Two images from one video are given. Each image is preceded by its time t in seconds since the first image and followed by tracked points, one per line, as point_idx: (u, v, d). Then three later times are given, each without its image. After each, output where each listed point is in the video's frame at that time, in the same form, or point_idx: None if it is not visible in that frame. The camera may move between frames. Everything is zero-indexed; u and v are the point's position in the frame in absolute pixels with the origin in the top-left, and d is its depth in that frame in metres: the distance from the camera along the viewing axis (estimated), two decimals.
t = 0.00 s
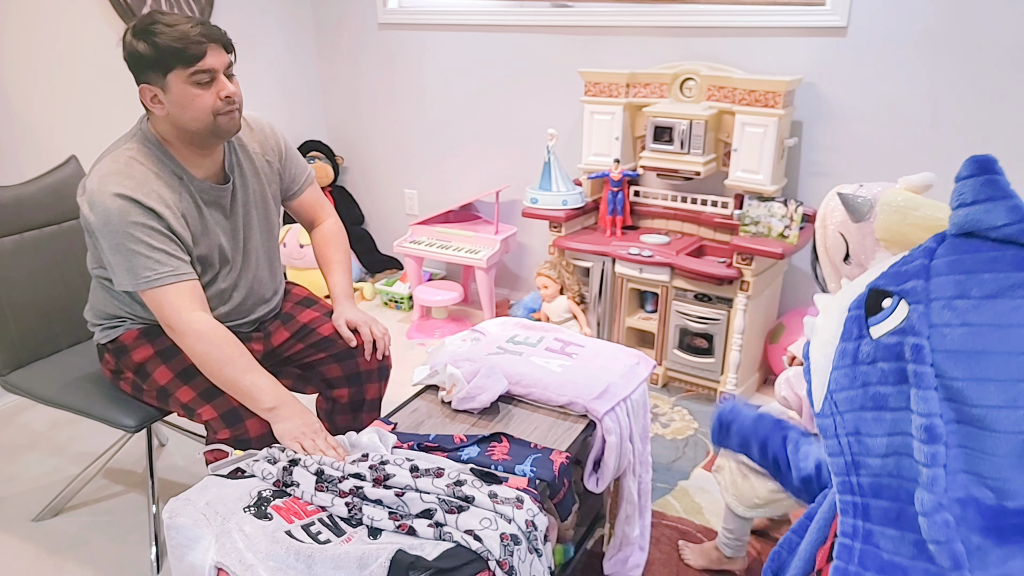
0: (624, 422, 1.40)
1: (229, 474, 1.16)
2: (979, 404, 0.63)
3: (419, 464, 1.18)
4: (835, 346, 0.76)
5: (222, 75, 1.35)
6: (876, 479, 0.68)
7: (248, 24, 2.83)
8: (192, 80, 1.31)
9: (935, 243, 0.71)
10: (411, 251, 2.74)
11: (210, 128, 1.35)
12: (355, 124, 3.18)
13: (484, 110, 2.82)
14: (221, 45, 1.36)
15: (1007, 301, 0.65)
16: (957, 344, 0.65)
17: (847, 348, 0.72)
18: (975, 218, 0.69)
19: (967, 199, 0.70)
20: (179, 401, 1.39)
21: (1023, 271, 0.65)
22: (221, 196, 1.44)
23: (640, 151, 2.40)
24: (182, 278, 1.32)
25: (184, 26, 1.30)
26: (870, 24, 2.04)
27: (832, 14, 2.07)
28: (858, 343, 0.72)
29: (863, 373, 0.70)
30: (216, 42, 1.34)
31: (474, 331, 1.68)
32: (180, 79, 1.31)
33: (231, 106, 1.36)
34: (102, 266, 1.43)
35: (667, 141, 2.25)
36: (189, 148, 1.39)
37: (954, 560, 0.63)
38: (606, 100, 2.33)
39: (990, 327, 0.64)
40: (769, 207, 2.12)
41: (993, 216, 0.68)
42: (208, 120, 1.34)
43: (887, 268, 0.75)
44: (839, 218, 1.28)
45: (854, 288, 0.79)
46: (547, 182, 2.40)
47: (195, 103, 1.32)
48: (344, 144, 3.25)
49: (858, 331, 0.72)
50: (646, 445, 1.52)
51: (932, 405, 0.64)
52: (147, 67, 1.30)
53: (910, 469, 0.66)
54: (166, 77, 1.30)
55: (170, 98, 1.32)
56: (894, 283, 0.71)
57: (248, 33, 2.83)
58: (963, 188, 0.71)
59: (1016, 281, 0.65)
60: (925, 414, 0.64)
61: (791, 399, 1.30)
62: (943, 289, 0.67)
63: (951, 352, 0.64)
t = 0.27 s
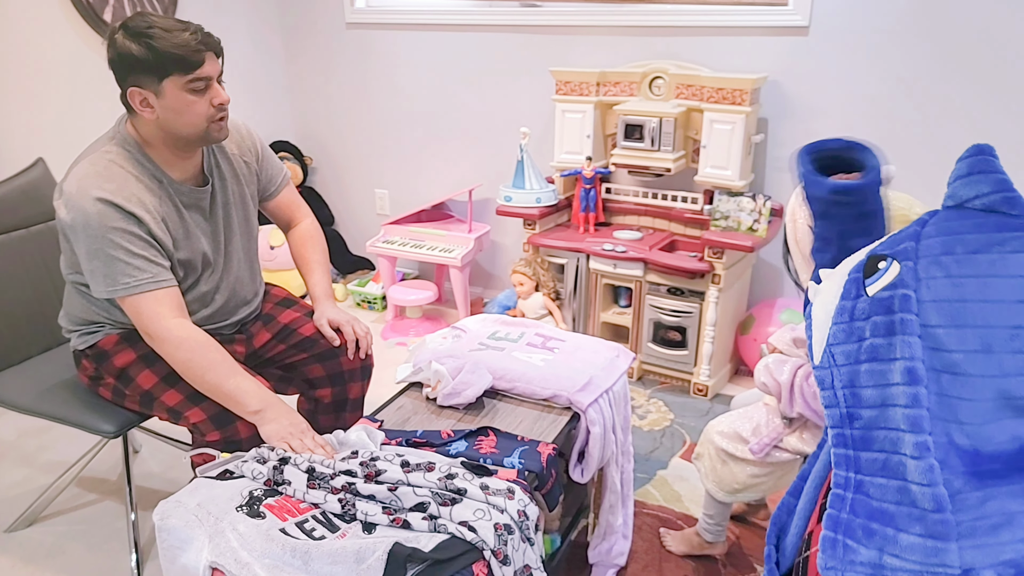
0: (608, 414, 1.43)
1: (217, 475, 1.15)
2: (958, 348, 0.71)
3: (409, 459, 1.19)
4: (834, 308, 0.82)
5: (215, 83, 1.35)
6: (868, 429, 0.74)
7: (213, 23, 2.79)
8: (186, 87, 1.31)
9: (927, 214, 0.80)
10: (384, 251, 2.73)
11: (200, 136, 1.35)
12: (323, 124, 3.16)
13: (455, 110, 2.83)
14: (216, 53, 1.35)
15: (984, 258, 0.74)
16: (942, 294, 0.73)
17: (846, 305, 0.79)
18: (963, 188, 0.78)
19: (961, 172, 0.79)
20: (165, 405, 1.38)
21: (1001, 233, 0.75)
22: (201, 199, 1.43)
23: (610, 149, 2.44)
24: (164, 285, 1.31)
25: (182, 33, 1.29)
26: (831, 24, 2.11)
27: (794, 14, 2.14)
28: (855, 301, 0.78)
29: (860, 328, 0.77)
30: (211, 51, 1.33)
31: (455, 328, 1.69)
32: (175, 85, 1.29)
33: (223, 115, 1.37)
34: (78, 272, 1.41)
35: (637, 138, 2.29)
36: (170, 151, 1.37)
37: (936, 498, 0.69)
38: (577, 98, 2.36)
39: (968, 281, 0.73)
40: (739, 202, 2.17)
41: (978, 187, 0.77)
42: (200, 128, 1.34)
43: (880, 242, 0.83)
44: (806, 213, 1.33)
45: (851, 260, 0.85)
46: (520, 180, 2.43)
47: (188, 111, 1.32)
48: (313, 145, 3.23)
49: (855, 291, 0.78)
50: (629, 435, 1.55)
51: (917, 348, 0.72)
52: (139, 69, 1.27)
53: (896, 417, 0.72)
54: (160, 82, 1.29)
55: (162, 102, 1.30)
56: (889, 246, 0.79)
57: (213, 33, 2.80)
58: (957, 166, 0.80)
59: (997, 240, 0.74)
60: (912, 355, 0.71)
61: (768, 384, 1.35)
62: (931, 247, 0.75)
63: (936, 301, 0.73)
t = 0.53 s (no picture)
0: (587, 408, 1.46)
1: (200, 481, 1.14)
2: (938, 337, 0.81)
3: (394, 458, 1.19)
4: (824, 297, 0.93)
5: (199, 92, 1.34)
6: (857, 412, 0.83)
7: (175, 24, 2.74)
8: (172, 96, 1.29)
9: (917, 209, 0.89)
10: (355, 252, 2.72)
11: (178, 143, 1.34)
12: (290, 126, 3.13)
13: (424, 110, 2.83)
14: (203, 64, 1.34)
15: (965, 250, 0.83)
16: (925, 285, 0.82)
17: (838, 295, 0.89)
18: (950, 184, 0.87)
19: (951, 165, 0.87)
20: (142, 411, 1.36)
21: (983, 227, 0.84)
22: (173, 202, 1.42)
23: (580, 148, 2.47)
24: (141, 291, 1.29)
25: (173, 43, 1.27)
26: (791, 24, 2.17)
27: (756, 15, 2.19)
28: (847, 292, 0.88)
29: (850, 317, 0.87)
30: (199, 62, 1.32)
31: (431, 328, 1.70)
32: (161, 94, 1.28)
33: (201, 125, 1.37)
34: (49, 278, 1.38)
35: (607, 137, 2.32)
36: (145, 155, 1.35)
37: (924, 480, 0.78)
38: (546, 98, 2.38)
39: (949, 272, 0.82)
40: (707, 198, 2.23)
41: (963, 183, 0.86)
42: (180, 136, 1.33)
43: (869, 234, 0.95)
44: (779, 204, 1.38)
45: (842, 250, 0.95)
46: (491, 180, 2.44)
47: (170, 120, 1.30)
48: (279, 146, 3.19)
49: (846, 281, 0.89)
50: (607, 428, 1.58)
51: (903, 336, 0.81)
52: (125, 74, 1.25)
53: (882, 401, 0.81)
54: (147, 89, 1.26)
55: (145, 107, 1.28)
56: (880, 240, 0.89)
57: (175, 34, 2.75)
58: (948, 162, 0.89)
59: (978, 234, 0.83)
60: (898, 343, 0.81)
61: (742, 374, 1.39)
62: (916, 239, 0.85)
63: (920, 291, 0.82)
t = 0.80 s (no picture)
0: (574, 406, 1.48)
1: (189, 486, 1.14)
2: (933, 346, 0.70)
3: (386, 459, 1.20)
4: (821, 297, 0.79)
5: (187, 99, 1.34)
6: (846, 412, 0.74)
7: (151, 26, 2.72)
8: (158, 101, 1.29)
9: (915, 210, 0.76)
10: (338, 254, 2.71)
11: (163, 148, 1.34)
12: (269, 127, 3.11)
13: (404, 112, 2.83)
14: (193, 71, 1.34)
15: (969, 262, 0.70)
16: (925, 293, 0.71)
17: (830, 296, 0.77)
18: (953, 191, 0.74)
19: (955, 173, 0.75)
20: (129, 416, 1.35)
21: (988, 240, 0.71)
22: (162, 207, 1.42)
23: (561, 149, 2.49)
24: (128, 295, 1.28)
25: (162, 49, 1.26)
26: (767, 27, 2.21)
27: (732, 17, 2.23)
28: (841, 292, 0.76)
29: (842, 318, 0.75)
30: (189, 69, 1.32)
31: (418, 329, 1.71)
32: (147, 99, 1.27)
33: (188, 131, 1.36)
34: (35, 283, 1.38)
35: (588, 138, 2.34)
36: (132, 159, 1.35)
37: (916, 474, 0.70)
38: (527, 100, 2.40)
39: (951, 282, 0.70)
40: (687, 198, 2.26)
41: (966, 190, 0.73)
42: (165, 141, 1.32)
43: (868, 231, 0.80)
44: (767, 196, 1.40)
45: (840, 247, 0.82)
46: (473, 181, 2.45)
47: (156, 124, 1.30)
48: (258, 148, 3.17)
49: (841, 281, 0.76)
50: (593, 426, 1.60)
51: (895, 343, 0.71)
52: (113, 78, 1.25)
53: (875, 403, 0.72)
54: (132, 94, 1.26)
55: (131, 112, 1.28)
56: (877, 240, 0.76)
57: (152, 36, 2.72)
58: (950, 168, 0.77)
59: (980, 246, 0.70)
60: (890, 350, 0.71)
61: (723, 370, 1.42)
62: (919, 246, 0.72)
63: (918, 299, 0.71)
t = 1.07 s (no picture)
0: (570, 404, 1.50)
1: (187, 491, 1.15)
2: (941, 356, 0.67)
3: (384, 457, 1.21)
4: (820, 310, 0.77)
5: (183, 103, 1.34)
6: (847, 421, 0.72)
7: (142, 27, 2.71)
8: (151, 104, 1.29)
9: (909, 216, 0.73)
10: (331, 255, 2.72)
11: (156, 152, 1.34)
12: (261, 128, 3.11)
13: (397, 113, 2.83)
14: (191, 77, 1.34)
15: (973, 271, 0.68)
16: (931, 305, 0.68)
17: (832, 310, 0.74)
18: (946, 196, 0.70)
19: (946, 177, 0.71)
20: (133, 413, 1.35)
21: (989, 247, 0.68)
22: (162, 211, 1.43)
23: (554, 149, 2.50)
24: (131, 296, 1.27)
25: (158, 54, 1.27)
26: (756, 28, 2.24)
27: (722, 18, 2.26)
28: (842, 305, 0.73)
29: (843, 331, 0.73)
30: (185, 74, 1.32)
31: (413, 329, 1.72)
32: (140, 101, 1.27)
33: (183, 135, 1.36)
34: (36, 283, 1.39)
35: (580, 138, 2.36)
36: (128, 162, 1.35)
37: (906, 496, 0.67)
38: (519, 101, 2.41)
39: (958, 292, 0.67)
40: (678, 198, 2.28)
41: (962, 196, 0.70)
42: (158, 144, 1.33)
43: (868, 239, 0.77)
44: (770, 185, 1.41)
45: (837, 253, 0.80)
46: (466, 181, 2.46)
47: (149, 127, 1.30)
48: (250, 149, 3.17)
49: (842, 294, 0.74)
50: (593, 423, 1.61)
51: (903, 356, 0.68)
52: (108, 81, 1.25)
53: (876, 415, 0.70)
54: (126, 95, 1.26)
55: (124, 114, 1.28)
56: (876, 250, 0.73)
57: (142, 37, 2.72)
58: (940, 172, 0.73)
59: (982, 255, 0.68)
60: (897, 365, 0.68)
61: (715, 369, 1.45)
62: (922, 256, 0.69)
63: (924, 312, 0.68)
